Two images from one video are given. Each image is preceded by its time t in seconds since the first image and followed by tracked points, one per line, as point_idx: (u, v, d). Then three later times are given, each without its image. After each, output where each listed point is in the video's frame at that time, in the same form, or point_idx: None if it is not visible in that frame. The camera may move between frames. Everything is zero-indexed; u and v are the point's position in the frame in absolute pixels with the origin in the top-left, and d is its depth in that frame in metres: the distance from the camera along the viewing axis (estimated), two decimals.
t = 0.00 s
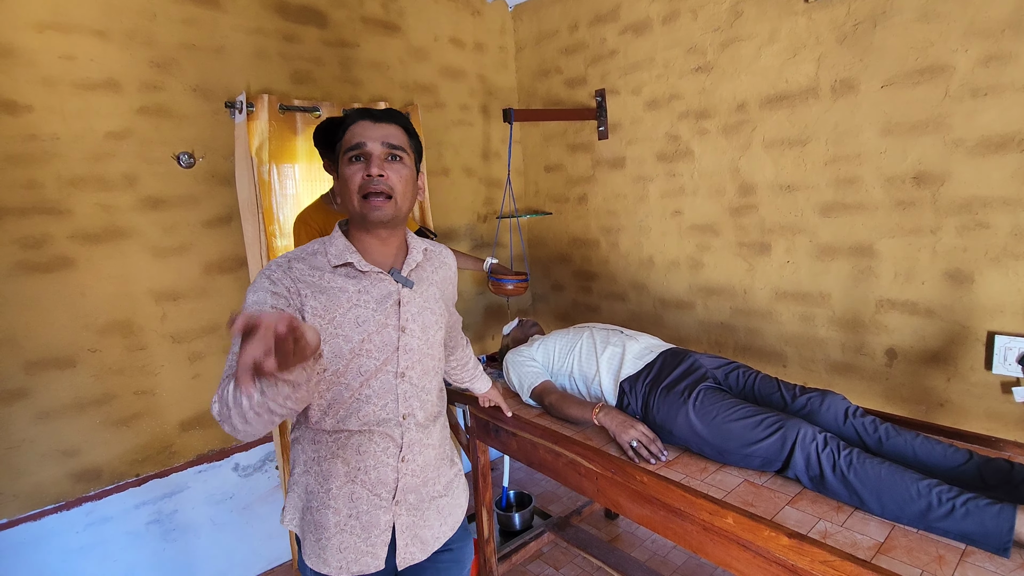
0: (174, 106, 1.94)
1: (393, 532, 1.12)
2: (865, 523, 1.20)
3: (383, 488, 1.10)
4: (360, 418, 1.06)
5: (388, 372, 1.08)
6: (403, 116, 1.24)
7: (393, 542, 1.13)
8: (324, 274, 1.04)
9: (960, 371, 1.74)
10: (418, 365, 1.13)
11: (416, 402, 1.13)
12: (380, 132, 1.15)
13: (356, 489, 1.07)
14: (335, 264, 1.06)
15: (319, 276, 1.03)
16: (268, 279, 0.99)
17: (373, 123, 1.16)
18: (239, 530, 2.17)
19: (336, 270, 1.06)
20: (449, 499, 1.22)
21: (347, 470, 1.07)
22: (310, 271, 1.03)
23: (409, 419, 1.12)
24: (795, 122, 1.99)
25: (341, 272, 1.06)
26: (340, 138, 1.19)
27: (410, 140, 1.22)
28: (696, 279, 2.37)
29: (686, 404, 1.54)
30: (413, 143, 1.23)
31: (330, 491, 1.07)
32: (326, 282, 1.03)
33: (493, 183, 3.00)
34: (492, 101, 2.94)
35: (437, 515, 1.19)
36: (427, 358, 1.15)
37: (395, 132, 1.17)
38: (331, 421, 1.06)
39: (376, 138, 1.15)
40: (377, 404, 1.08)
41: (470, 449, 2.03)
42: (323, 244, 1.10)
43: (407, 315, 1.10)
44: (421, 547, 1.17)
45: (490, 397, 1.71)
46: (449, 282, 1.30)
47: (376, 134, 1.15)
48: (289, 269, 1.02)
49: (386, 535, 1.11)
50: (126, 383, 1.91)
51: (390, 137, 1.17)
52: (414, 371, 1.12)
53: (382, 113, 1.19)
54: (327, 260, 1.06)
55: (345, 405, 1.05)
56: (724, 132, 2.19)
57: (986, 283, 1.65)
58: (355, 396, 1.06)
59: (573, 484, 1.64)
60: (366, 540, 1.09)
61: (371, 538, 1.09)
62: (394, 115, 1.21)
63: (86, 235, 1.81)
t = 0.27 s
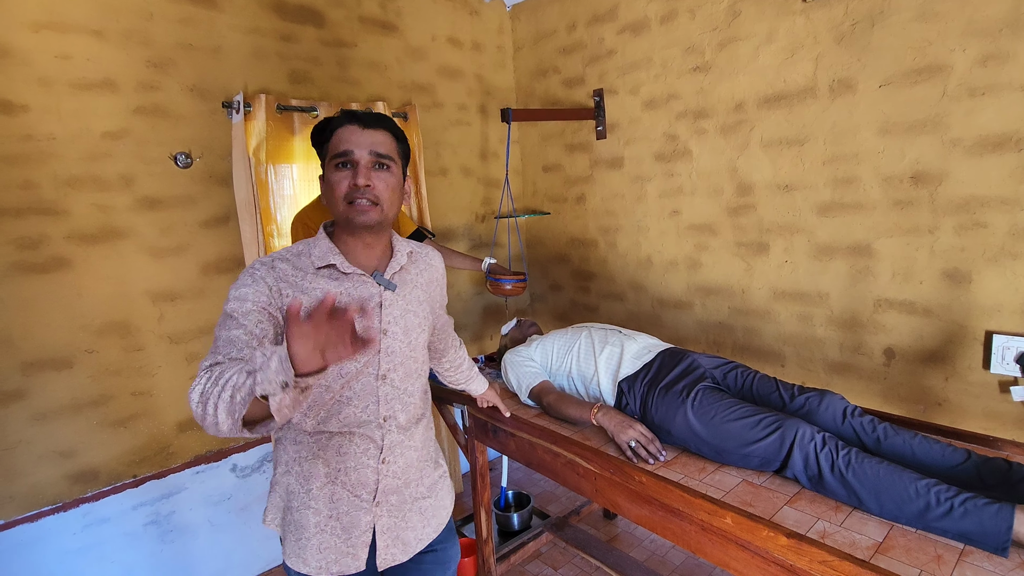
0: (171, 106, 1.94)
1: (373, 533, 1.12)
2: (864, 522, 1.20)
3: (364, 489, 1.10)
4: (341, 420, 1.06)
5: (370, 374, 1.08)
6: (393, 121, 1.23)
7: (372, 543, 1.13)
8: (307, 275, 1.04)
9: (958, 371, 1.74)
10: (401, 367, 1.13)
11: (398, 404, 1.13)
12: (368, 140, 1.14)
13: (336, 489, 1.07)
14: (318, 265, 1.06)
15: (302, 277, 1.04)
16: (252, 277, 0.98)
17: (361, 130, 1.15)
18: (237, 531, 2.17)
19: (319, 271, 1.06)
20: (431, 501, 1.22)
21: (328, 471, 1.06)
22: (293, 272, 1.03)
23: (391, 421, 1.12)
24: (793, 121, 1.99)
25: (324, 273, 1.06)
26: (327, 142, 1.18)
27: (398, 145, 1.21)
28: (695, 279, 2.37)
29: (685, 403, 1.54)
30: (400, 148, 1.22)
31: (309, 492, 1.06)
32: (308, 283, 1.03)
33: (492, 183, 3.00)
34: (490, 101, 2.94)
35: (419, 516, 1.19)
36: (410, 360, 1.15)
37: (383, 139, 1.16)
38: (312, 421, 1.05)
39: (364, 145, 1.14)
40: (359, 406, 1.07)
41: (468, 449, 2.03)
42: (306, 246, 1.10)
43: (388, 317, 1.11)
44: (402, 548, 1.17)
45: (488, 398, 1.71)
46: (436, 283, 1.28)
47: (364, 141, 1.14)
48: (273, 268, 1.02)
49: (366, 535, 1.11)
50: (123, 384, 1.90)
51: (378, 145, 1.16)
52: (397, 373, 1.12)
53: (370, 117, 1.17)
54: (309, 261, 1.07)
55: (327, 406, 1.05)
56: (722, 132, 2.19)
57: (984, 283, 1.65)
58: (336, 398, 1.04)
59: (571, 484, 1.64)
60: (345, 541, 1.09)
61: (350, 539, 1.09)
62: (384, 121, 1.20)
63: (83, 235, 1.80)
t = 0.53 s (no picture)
0: (168, 106, 1.93)
1: (356, 534, 1.12)
2: (862, 522, 1.20)
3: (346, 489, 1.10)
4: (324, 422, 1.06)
5: (353, 378, 1.08)
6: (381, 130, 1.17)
7: (354, 542, 1.13)
8: (290, 280, 1.03)
9: (956, 371, 1.74)
10: (384, 371, 1.13)
11: (381, 407, 1.13)
12: (354, 157, 1.09)
13: (319, 490, 1.08)
14: (302, 271, 1.04)
15: (286, 282, 1.02)
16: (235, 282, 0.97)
17: (349, 146, 1.09)
18: (235, 532, 2.16)
19: (302, 277, 1.04)
20: (415, 501, 1.22)
21: (311, 471, 1.07)
22: (277, 277, 1.02)
23: (374, 423, 1.12)
24: (791, 121, 1.99)
25: (308, 279, 1.05)
26: (311, 153, 1.12)
27: (385, 156, 1.16)
28: (693, 278, 2.37)
29: (683, 404, 1.54)
30: (388, 159, 1.18)
31: (292, 492, 1.06)
32: (292, 288, 1.02)
33: (490, 183, 3.00)
34: (488, 100, 2.94)
35: (402, 517, 1.19)
36: (394, 363, 1.15)
37: (370, 155, 1.11)
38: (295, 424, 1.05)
39: (350, 162, 1.10)
40: (341, 408, 1.07)
41: (465, 450, 2.03)
42: (289, 250, 1.08)
43: (372, 322, 1.10)
44: (385, 548, 1.17)
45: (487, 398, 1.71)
46: (420, 287, 1.28)
47: (351, 158, 1.10)
48: (257, 273, 1.01)
49: (349, 536, 1.11)
50: (120, 385, 1.90)
51: (365, 161, 1.11)
52: (380, 377, 1.12)
53: (356, 129, 1.11)
54: (292, 267, 1.04)
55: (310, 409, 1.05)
56: (720, 132, 2.19)
57: (981, 283, 1.66)
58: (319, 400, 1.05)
59: (570, 484, 1.64)
60: (327, 541, 1.09)
61: (333, 538, 1.09)
62: (372, 131, 1.14)
63: (80, 236, 1.79)
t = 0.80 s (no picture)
0: (165, 105, 1.93)
1: (341, 531, 1.12)
2: (859, 521, 1.20)
3: (331, 486, 1.10)
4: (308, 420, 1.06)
5: (335, 375, 1.09)
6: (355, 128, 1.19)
7: (341, 540, 1.13)
8: (270, 280, 1.03)
9: (953, 369, 1.74)
10: (367, 367, 1.13)
11: (364, 403, 1.13)
12: (330, 156, 1.11)
13: (304, 488, 1.08)
14: (281, 270, 1.05)
15: (266, 282, 1.03)
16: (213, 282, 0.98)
17: (323, 144, 1.11)
18: (234, 532, 2.16)
19: (282, 276, 1.05)
20: (401, 498, 1.22)
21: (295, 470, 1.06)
22: (256, 277, 1.02)
23: (357, 419, 1.13)
24: (789, 120, 1.99)
25: (287, 278, 1.05)
26: (286, 154, 1.14)
27: (360, 154, 1.18)
28: (691, 277, 2.37)
29: (681, 402, 1.54)
30: (363, 156, 1.20)
31: (276, 491, 1.06)
32: (270, 288, 1.03)
33: (488, 182, 2.99)
34: (486, 99, 2.93)
35: (388, 514, 1.19)
36: (376, 361, 1.15)
37: (345, 153, 1.13)
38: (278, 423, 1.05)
39: (326, 160, 1.12)
40: (324, 406, 1.08)
41: (464, 449, 2.03)
42: (267, 251, 1.08)
43: (353, 319, 1.11)
44: (371, 545, 1.17)
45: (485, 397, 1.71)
46: (402, 284, 1.28)
47: (326, 157, 1.11)
48: (235, 274, 1.01)
49: (335, 533, 1.11)
50: (117, 385, 1.89)
51: (341, 159, 1.13)
52: (362, 374, 1.12)
53: (330, 129, 1.13)
54: (272, 267, 1.05)
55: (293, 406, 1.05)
56: (718, 131, 2.19)
57: (978, 281, 1.66)
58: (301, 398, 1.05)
59: (568, 483, 1.64)
60: (312, 539, 1.09)
61: (319, 536, 1.10)
62: (346, 130, 1.16)
63: (77, 236, 1.79)
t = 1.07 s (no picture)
0: (161, 103, 1.92)
1: (334, 528, 1.13)
2: (856, 519, 1.20)
3: (324, 484, 1.11)
4: (298, 418, 1.06)
5: (325, 372, 1.09)
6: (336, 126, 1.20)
7: (334, 537, 1.14)
8: (255, 279, 1.03)
9: (950, 367, 1.74)
10: (355, 363, 1.14)
11: (354, 399, 1.14)
12: (310, 151, 1.12)
13: (296, 487, 1.08)
14: (266, 269, 1.04)
15: (251, 281, 1.02)
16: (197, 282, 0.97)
17: (304, 140, 1.13)
18: (230, 531, 2.16)
19: (267, 275, 1.05)
20: (391, 495, 1.23)
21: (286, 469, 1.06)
22: (241, 276, 1.02)
23: (347, 415, 1.13)
24: (786, 118, 1.99)
25: (273, 277, 1.05)
26: (268, 152, 1.15)
27: (342, 151, 1.19)
28: (688, 276, 2.37)
29: (678, 401, 1.54)
30: (344, 153, 1.21)
31: (269, 490, 1.06)
32: (257, 286, 1.02)
33: (486, 181, 2.99)
34: (483, 98, 2.93)
35: (379, 511, 1.20)
36: (364, 357, 1.16)
37: (326, 148, 1.14)
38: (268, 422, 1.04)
39: (307, 155, 1.13)
40: (315, 403, 1.08)
41: (462, 448, 2.02)
42: (250, 250, 1.08)
43: (340, 315, 1.11)
44: (362, 543, 1.18)
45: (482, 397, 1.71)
46: (387, 281, 1.28)
47: (306, 152, 1.13)
48: (220, 273, 1.00)
49: (327, 530, 1.12)
50: (114, 384, 1.89)
51: (322, 154, 1.14)
52: (351, 370, 1.13)
53: (310, 126, 1.14)
54: (256, 266, 1.05)
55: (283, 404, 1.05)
56: (716, 129, 2.19)
57: (975, 279, 1.66)
58: (291, 395, 1.05)
59: (565, 482, 1.64)
60: (305, 537, 1.09)
61: (312, 535, 1.10)
62: (327, 127, 1.17)
63: (72, 235, 1.78)
